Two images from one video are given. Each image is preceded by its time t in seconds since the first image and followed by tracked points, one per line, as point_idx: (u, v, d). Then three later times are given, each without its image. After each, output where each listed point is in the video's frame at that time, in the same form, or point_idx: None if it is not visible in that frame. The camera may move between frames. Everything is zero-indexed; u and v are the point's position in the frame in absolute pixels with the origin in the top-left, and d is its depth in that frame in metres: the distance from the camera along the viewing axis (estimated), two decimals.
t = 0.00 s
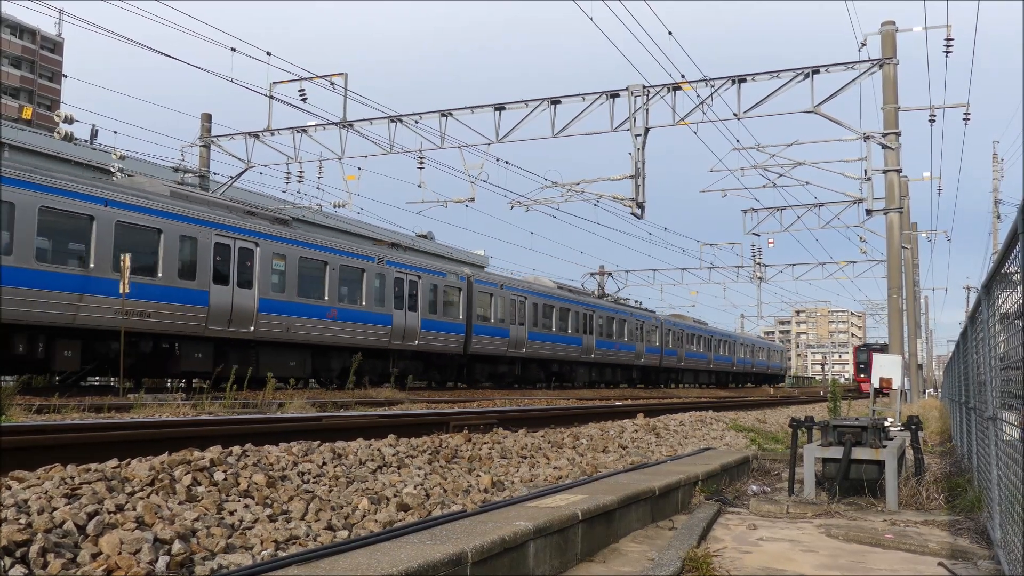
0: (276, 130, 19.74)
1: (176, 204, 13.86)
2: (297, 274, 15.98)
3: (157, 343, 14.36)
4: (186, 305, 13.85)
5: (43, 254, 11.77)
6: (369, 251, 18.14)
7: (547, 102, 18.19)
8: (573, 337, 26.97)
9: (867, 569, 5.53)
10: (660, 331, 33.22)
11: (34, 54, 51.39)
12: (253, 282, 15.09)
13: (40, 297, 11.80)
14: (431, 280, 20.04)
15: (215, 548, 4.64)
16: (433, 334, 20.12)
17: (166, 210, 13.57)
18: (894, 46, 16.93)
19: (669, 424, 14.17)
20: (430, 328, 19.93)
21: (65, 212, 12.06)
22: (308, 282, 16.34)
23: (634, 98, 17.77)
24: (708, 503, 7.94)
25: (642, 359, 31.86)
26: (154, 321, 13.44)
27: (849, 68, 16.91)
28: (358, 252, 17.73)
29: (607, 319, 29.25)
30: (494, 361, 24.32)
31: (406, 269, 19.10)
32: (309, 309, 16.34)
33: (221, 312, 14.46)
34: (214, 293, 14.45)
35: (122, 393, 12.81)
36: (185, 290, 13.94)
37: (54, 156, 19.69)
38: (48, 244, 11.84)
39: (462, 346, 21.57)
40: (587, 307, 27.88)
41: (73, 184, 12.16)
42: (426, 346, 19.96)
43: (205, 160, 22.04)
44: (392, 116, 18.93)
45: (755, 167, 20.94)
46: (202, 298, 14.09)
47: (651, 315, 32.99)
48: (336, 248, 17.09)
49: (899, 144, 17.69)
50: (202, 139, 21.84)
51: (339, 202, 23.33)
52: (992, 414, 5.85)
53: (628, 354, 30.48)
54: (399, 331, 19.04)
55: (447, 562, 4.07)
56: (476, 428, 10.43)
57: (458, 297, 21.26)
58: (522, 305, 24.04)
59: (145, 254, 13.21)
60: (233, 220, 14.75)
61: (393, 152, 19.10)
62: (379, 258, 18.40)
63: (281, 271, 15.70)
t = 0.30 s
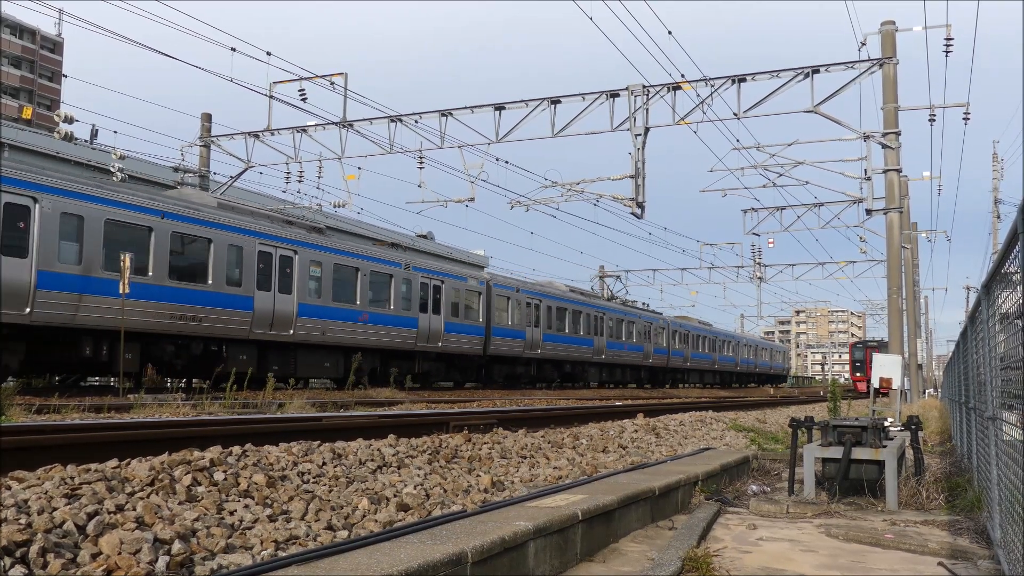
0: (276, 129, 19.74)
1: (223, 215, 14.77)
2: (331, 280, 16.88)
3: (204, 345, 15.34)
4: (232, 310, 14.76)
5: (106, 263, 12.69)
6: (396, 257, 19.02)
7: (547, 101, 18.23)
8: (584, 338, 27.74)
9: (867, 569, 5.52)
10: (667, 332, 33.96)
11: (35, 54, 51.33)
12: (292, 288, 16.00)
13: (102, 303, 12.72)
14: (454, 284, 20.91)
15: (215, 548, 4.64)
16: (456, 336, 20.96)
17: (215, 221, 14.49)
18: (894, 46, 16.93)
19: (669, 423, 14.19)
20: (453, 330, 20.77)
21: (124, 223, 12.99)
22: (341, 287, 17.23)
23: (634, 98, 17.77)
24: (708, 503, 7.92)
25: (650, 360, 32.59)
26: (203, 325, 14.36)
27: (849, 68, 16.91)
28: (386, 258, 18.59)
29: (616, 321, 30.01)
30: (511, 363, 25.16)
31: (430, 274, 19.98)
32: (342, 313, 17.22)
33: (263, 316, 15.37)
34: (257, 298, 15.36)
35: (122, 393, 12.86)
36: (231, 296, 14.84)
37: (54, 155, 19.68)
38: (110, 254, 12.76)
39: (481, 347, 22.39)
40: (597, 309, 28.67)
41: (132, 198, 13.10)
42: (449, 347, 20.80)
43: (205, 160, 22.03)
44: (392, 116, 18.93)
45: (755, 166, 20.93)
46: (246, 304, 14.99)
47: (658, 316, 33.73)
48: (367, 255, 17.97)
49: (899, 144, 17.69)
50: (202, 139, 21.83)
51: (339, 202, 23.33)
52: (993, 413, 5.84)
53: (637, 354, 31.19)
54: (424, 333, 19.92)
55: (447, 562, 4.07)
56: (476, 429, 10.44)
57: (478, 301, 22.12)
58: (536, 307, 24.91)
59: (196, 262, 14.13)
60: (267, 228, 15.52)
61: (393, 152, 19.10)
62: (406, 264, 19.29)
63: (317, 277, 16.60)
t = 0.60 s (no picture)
0: (276, 129, 19.72)
1: (264, 224, 15.55)
2: (361, 284, 17.68)
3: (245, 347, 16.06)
4: (272, 313, 15.55)
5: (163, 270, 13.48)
6: (421, 262, 19.87)
7: (547, 101, 17.95)
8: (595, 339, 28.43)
9: (867, 569, 5.52)
10: (672, 333, 34.54)
11: (35, 53, 51.34)
12: (326, 292, 16.81)
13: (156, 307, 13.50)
14: (474, 288, 21.75)
15: (215, 548, 4.65)
16: (475, 338, 21.76)
17: (257, 229, 15.27)
18: (894, 47, 16.93)
19: (669, 424, 14.20)
20: (474, 332, 21.58)
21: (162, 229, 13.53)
22: (371, 291, 18.06)
23: (634, 98, 17.76)
24: (708, 503, 7.91)
25: (657, 360, 33.27)
26: (246, 328, 15.14)
27: (849, 69, 16.89)
28: (411, 262, 19.37)
29: (626, 322, 30.70)
30: (525, 363, 25.94)
31: (453, 278, 20.85)
32: (372, 315, 18.04)
33: (301, 318, 16.16)
34: (294, 302, 16.14)
35: (124, 392, 12.91)
36: (272, 300, 15.63)
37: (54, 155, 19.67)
38: (165, 261, 13.53)
39: (499, 348, 23.16)
40: (608, 311, 29.38)
41: (184, 208, 13.89)
42: (468, 350, 21.54)
43: (205, 160, 22.02)
44: (393, 116, 18.93)
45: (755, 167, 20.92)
46: (286, 307, 15.78)
47: (664, 318, 34.41)
48: (395, 260, 18.80)
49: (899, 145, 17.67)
50: (202, 138, 21.83)
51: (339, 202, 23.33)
52: (993, 414, 5.83)
53: (645, 355, 31.87)
54: (446, 335, 20.70)
55: (447, 562, 4.07)
56: (476, 429, 10.44)
57: (496, 304, 22.91)
58: (551, 310, 25.65)
59: (240, 269, 14.92)
60: (303, 235, 16.30)
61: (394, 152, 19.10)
62: (429, 268, 20.07)
63: (348, 281, 17.41)
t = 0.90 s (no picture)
0: (276, 129, 19.71)
1: (298, 233, 16.35)
2: (387, 289, 18.45)
3: (275, 351, 16.89)
4: (306, 318, 16.32)
5: (209, 277, 14.22)
6: (442, 267, 20.73)
7: (547, 101, 18.12)
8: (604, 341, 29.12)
9: (867, 570, 5.52)
10: (678, 334, 35.17)
11: (35, 53, 51.37)
12: (356, 297, 17.64)
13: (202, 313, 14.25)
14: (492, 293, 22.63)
15: (214, 547, 4.64)
16: (493, 340, 22.62)
17: (293, 238, 16.07)
18: (894, 47, 16.92)
19: (669, 424, 14.19)
20: (492, 335, 22.46)
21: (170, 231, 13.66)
22: (397, 296, 18.91)
23: (634, 98, 17.77)
24: (708, 504, 7.90)
25: (664, 362, 33.93)
26: (282, 332, 15.91)
27: (850, 69, 16.87)
28: (433, 268, 20.24)
29: (635, 324, 31.40)
30: (539, 365, 26.72)
31: (472, 282, 21.73)
32: (397, 319, 18.90)
33: (333, 323, 16.97)
34: (327, 307, 16.96)
35: (123, 393, 12.92)
36: (305, 305, 16.40)
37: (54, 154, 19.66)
38: (210, 268, 14.28)
39: (515, 350, 23.96)
40: (617, 314, 30.11)
41: (228, 219, 14.67)
42: (485, 351, 22.33)
43: (205, 160, 22.02)
44: (393, 116, 18.92)
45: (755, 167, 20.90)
46: (318, 312, 16.56)
47: (671, 321, 35.06)
48: (419, 266, 19.66)
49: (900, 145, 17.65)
50: (202, 138, 21.82)
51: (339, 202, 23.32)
52: (992, 415, 5.82)
53: (653, 357, 32.56)
54: (465, 338, 21.51)
55: (446, 562, 4.07)
56: (476, 429, 10.45)
57: (512, 307, 23.74)
58: (563, 313, 26.40)
59: (277, 276, 15.70)
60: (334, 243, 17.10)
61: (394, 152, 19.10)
62: (450, 274, 20.93)
63: (376, 287, 18.25)
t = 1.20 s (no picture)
0: (276, 129, 19.70)
1: (328, 240, 17.27)
2: (410, 294, 19.50)
3: (305, 352, 17.68)
4: (335, 320, 17.24)
5: (248, 283, 15.07)
6: (459, 271, 21.73)
7: (547, 101, 18.15)
8: (613, 342, 29.79)
9: (866, 570, 5.52)
10: (685, 335, 35.80)
11: (34, 52, 51.33)
12: (380, 300, 18.59)
13: (243, 317, 15.13)
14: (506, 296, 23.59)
15: (215, 547, 4.64)
16: (507, 342, 23.55)
17: (323, 245, 16.98)
18: (893, 48, 16.93)
19: (669, 424, 14.21)
20: (506, 337, 23.42)
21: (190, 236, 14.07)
22: (418, 300, 19.91)
23: (634, 99, 17.77)
24: (708, 504, 7.89)
25: (670, 362, 34.54)
26: (314, 334, 16.80)
27: (849, 69, 16.87)
28: (451, 272, 21.24)
29: (642, 326, 32.05)
30: (550, 365, 27.55)
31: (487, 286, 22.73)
32: (418, 321, 19.93)
33: (359, 325, 17.95)
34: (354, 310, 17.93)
35: (124, 392, 12.93)
36: (334, 308, 17.33)
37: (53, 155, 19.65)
38: (250, 274, 15.14)
39: (528, 352, 24.81)
40: (625, 316, 30.84)
41: (264, 228, 15.53)
42: (502, 352, 23.46)
43: (205, 160, 22.01)
44: (392, 116, 18.92)
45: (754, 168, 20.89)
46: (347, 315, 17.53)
47: (678, 322, 35.64)
48: (438, 271, 20.70)
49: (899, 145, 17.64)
50: (202, 138, 21.80)
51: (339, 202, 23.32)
52: (992, 415, 5.82)
53: (660, 357, 33.24)
54: (481, 339, 22.54)
55: (447, 562, 4.07)
56: (476, 429, 10.47)
57: (525, 310, 24.64)
58: (573, 315, 27.19)
59: (310, 281, 16.58)
60: (359, 248, 18.06)
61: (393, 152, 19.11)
62: (467, 278, 21.93)
63: (400, 291, 19.24)
